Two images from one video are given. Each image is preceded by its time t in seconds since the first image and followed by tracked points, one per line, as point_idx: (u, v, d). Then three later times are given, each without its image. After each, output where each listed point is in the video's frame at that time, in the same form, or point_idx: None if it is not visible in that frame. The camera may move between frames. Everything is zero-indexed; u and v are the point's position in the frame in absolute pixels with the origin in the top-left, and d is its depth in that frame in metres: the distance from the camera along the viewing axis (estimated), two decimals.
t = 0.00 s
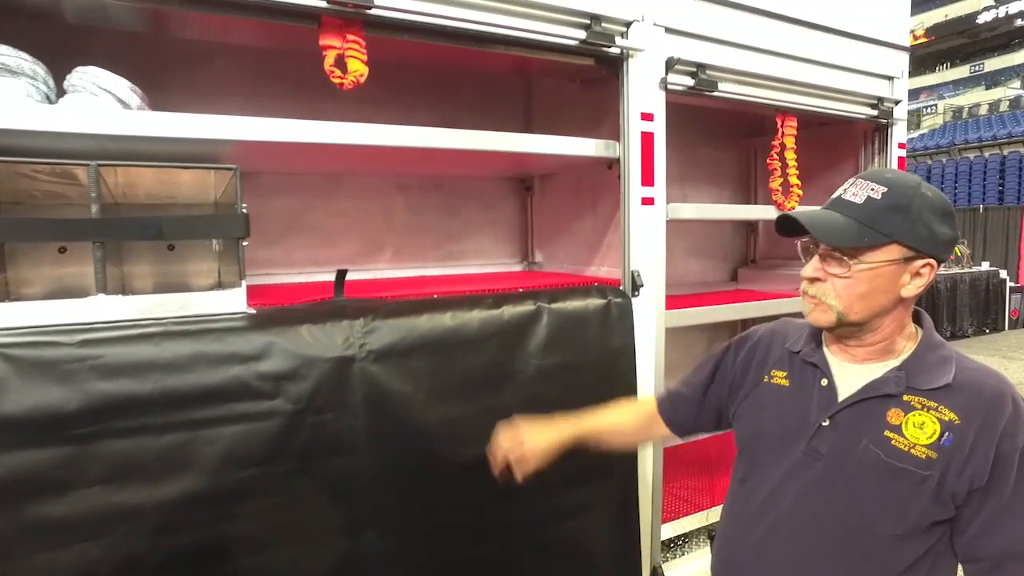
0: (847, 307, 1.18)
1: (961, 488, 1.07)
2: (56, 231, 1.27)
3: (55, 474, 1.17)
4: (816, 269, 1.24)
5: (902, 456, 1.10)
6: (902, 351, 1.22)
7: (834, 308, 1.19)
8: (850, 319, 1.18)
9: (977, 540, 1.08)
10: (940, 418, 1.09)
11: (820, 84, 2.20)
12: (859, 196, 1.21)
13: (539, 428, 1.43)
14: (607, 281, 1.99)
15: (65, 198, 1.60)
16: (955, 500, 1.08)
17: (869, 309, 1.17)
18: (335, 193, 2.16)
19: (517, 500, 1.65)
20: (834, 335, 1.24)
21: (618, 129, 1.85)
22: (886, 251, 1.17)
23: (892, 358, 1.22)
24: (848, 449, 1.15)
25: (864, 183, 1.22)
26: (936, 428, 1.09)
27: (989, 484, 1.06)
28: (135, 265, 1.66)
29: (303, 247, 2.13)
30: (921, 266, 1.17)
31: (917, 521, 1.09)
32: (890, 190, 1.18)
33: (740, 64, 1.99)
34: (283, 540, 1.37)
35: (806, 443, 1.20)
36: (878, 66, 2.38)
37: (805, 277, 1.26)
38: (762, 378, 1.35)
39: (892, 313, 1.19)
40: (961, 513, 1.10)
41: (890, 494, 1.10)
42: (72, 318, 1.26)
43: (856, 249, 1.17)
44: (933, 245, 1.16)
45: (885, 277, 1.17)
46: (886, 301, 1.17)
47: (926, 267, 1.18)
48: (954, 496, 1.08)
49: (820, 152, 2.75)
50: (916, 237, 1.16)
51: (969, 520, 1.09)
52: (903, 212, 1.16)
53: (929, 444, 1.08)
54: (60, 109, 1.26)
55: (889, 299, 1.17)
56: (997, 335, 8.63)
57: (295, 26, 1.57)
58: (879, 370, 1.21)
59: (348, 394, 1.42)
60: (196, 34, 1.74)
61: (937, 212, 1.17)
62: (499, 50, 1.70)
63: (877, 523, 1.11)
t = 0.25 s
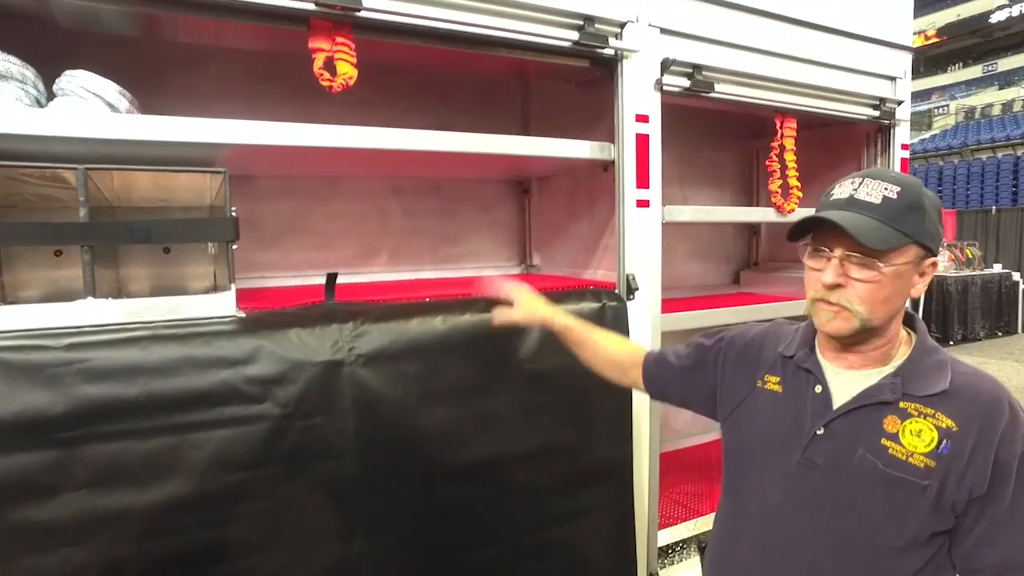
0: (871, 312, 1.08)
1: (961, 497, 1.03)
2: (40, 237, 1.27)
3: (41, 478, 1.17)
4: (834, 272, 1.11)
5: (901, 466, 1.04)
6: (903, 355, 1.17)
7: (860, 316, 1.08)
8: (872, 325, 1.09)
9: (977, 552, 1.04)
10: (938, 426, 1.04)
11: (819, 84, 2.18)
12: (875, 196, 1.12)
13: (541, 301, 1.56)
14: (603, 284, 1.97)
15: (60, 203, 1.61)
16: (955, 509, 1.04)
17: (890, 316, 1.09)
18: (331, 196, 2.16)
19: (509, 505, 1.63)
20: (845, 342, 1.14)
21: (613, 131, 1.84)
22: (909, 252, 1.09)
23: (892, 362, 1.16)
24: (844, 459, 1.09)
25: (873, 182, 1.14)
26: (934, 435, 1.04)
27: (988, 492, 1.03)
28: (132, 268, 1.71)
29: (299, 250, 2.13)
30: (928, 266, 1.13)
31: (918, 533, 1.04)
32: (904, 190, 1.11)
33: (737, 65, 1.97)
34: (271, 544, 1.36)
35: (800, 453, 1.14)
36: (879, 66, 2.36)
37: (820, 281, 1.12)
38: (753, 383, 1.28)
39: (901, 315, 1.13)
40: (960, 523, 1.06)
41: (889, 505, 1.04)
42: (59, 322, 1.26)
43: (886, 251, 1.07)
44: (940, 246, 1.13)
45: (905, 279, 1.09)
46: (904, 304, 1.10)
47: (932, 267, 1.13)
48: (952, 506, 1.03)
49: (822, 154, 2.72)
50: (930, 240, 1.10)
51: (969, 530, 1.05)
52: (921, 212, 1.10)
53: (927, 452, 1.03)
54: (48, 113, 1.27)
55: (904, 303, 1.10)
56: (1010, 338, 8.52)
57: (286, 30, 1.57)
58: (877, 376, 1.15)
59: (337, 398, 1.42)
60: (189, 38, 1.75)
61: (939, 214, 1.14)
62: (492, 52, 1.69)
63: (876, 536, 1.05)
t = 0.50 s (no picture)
0: (881, 322, 1.05)
1: (961, 512, 0.98)
2: (36, 246, 1.29)
3: (34, 483, 1.18)
4: (842, 281, 1.07)
5: (898, 479, 1.01)
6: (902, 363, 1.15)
7: (870, 327, 1.04)
8: (880, 336, 1.06)
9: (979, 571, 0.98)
10: (936, 438, 1.01)
11: (822, 87, 2.15)
12: (881, 202, 1.08)
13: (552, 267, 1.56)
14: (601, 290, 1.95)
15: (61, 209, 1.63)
16: (954, 525, 0.99)
17: (896, 325, 1.06)
18: (331, 202, 2.17)
19: (505, 513, 1.62)
20: (851, 353, 1.10)
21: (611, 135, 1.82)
22: (915, 260, 1.06)
23: (891, 371, 1.14)
24: (841, 472, 1.06)
25: (876, 187, 1.11)
26: (933, 448, 1.00)
27: (990, 508, 0.97)
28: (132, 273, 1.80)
29: (300, 255, 2.14)
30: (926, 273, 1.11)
31: (916, 550, 0.99)
32: (906, 196, 1.09)
33: (737, 69, 1.95)
34: (263, 551, 1.35)
35: (796, 465, 1.11)
36: (884, 68, 2.32)
37: (827, 291, 1.08)
38: (748, 390, 1.26)
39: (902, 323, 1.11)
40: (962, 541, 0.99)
41: (885, 519, 1.01)
42: (54, 328, 1.27)
43: (898, 258, 1.04)
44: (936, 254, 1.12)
45: (911, 287, 1.07)
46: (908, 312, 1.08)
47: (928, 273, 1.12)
48: (952, 521, 0.98)
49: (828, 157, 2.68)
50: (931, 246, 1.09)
51: (970, 548, 0.99)
52: (924, 219, 1.08)
53: (925, 465, 1.00)
54: (44, 121, 1.28)
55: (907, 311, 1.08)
56: None
57: (281, 37, 1.58)
58: (875, 387, 1.12)
59: (329, 404, 1.42)
60: (188, 46, 1.76)
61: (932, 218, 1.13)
62: (488, 57, 1.69)
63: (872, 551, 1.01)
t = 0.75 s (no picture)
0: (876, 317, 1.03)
1: (950, 509, 0.96)
2: (31, 243, 1.32)
3: (26, 478, 1.19)
4: (838, 277, 1.04)
5: (886, 477, 0.99)
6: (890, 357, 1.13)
7: (870, 322, 1.01)
8: (876, 331, 1.04)
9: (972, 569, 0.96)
10: (923, 433, 0.99)
11: (823, 84, 2.13)
12: (871, 195, 1.06)
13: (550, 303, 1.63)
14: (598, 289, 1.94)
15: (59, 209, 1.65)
16: (944, 522, 0.97)
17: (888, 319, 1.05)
18: (330, 201, 2.18)
19: (499, 513, 1.61)
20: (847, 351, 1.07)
21: (607, 134, 1.81)
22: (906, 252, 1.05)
23: (879, 365, 1.12)
24: (827, 471, 1.04)
25: (864, 180, 1.09)
26: (920, 444, 0.99)
27: (979, 503, 0.95)
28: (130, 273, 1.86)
29: (299, 255, 2.15)
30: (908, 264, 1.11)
31: (907, 549, 0.97)
32: (892, 188, 1.08)
33: (736, 67, 1.93)
34: (254, 549, 1.35)
35: (782, 464, 1.10)
36: (888, 65, 2.30)
37: (824, 287, 1.04)
38: (737, 393, 1.25)
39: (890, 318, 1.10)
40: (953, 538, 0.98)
41: (874, 518, 0.99)
42: (48, 324, 1.30)
43: (892, 252, 1.03)
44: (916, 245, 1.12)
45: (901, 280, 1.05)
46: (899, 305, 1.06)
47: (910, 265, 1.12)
48: (941, 518, 0.97)
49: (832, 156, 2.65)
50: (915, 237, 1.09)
51: (962, 545, 0.97)
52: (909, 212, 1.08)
53: (912, 462, 0.98)
54: (39, 121, 1.30)
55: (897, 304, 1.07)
56: None
57: (276, 37, 1.59)
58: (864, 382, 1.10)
59: (321, 402, 1.42)
60: (187, 47, 1.78)
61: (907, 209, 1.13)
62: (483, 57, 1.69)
63: (862, 550, 0.99)
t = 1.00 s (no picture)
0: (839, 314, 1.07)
1: (923, 506, 0.98)
2: (25, 244, 1.33)
3: (18, 478, 1.20)
4: (798, 277, 1.09)
5: (859, 476, 1.01)
6: (863, 355, 1.15)
7: (832, 320, 1.06)
8: (841, 328, 1.08)
9: (952, 565, 0.97)
10: (894, 431, 1.01)
11: (822, 84, 2.12)
12: (826, 195, 1.11)
13: (540, 333, 1.63)
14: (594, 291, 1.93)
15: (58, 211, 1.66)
16: (920, 519, 0.98)
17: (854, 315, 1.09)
18: (328, 203, 2.19)
19: (493, 514, 1.60)
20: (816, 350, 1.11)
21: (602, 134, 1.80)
22: (864, 248, 1.10)
23: (851, 364, 1.14)
24: (804, 473, 1.07)
25: (819, 181, 1.14)
26: (891, 442, 1.01)
27: (952, 498, 0.97)
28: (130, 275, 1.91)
29: (297, 256, 2.16)
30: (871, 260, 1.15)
31: (885, 548, 0.99)
32: (846, 187, 1.13)
33: (732, 67, 1.93)
34: (246, 549, 1.35)
35: (762, 468, 1.12)
36: (889, 65, 2.28)
37: (787, 289, 1.09)
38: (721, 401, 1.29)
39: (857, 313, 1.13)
40: (933, 535, 0.99)
41: (849, 519, 1.01)
42: (42, 326, 1.31)
43: (849, 248, 1.07)
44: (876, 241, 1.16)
45: (862, 275, 1.09)
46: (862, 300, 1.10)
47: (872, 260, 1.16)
48: (917, 515, 0.98)
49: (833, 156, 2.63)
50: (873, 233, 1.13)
51: (941, 540, 0.99)
52: (864, 209, 1.12)
53: (885, 460, 1.00)
54: (34, 123, 1.31)
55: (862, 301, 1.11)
56: None
57: (271, 40, 1.60)
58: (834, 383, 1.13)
59: (313, 403, 1.42)
60: (184, 50, 1.79)
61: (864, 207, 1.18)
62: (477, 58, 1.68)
63: (840, 551, 1.01)
